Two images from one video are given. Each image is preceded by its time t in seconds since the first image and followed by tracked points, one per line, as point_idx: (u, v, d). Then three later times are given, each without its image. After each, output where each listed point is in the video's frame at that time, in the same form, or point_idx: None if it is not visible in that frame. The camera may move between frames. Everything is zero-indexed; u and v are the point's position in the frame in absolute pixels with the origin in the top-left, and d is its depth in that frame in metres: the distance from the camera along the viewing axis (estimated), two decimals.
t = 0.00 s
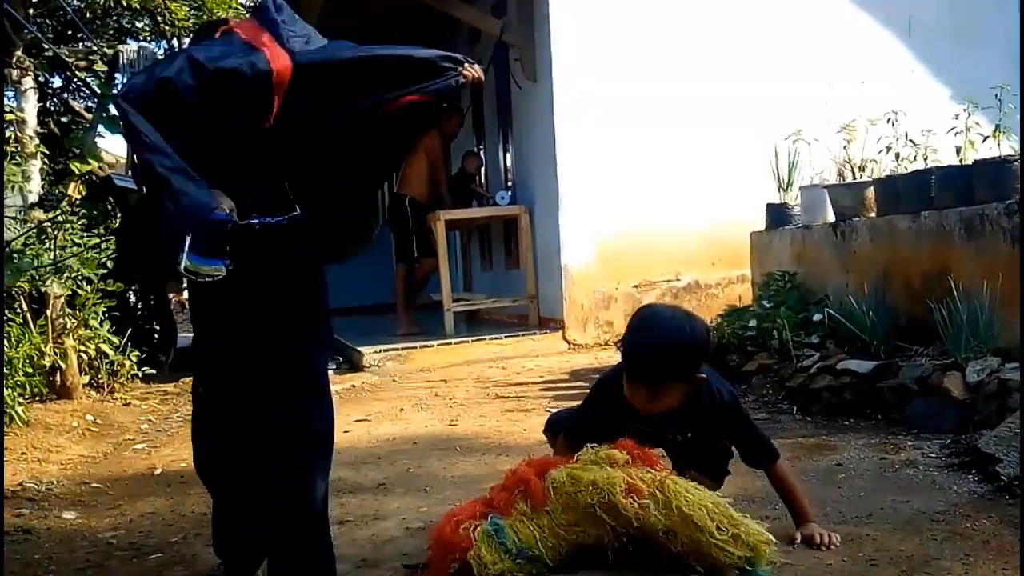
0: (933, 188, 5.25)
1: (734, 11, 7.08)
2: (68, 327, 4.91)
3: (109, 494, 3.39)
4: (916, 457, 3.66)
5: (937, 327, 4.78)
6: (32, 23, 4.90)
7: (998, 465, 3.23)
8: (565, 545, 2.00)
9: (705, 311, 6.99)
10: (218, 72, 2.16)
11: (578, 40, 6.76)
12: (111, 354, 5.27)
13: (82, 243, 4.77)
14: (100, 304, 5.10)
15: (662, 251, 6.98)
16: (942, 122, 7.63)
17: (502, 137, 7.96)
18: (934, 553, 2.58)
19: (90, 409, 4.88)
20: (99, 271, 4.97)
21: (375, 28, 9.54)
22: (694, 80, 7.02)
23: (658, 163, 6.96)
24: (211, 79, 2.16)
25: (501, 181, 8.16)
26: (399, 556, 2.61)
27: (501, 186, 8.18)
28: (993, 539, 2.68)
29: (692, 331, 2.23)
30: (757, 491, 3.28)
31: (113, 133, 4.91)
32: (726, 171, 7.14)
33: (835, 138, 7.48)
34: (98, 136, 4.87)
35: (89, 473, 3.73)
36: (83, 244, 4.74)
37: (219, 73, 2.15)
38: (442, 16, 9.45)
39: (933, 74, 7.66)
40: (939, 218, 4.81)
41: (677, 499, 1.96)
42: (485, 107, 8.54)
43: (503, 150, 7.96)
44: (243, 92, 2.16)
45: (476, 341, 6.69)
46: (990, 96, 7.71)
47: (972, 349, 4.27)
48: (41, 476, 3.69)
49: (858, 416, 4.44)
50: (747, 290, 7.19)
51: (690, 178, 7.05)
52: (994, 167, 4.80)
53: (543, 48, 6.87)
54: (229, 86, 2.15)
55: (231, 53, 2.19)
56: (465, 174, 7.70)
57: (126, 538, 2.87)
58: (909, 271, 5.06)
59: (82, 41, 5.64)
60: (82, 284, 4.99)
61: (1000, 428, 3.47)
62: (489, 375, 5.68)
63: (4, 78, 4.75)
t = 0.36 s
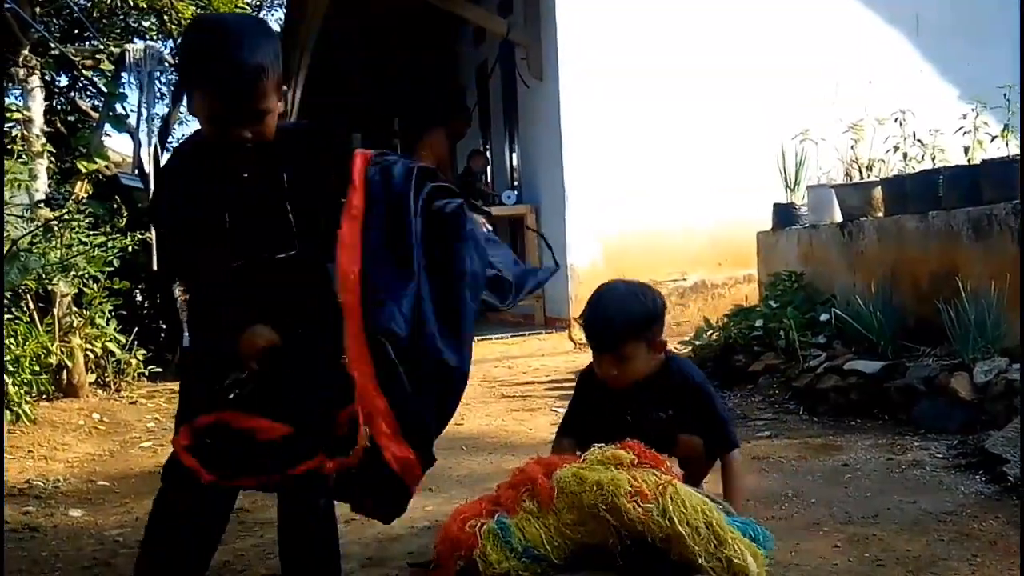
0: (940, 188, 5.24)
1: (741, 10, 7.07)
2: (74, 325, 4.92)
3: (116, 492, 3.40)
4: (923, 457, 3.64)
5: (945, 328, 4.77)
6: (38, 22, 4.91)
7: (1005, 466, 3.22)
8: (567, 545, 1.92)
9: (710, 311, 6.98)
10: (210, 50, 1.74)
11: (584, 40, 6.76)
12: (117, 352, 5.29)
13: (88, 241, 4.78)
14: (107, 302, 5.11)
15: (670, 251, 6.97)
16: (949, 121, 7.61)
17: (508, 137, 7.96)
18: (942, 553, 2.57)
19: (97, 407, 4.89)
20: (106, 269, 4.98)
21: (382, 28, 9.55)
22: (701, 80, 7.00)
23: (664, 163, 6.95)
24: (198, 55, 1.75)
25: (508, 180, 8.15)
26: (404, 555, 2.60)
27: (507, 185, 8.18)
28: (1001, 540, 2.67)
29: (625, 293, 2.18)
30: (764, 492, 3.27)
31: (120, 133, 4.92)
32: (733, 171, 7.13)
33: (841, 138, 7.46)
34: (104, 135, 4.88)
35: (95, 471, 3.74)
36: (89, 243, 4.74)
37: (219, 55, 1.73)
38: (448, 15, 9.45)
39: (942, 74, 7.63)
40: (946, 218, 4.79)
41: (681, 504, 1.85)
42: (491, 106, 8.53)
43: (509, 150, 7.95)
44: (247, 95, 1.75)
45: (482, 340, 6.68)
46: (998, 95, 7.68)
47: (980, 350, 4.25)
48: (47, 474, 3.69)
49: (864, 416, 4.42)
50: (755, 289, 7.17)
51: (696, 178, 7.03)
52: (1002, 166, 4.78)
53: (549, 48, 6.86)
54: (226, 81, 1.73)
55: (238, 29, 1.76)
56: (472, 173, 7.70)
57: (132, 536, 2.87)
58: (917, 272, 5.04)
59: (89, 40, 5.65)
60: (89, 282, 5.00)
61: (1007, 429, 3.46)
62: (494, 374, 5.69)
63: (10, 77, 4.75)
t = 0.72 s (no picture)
0: (951, 187, 5.23)
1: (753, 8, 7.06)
2: (88, 324, 4.97)
3: (130, 489, 3.45)
4: (932, 457, 3.65)
5: (955, 328, 4.77)
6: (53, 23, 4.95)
7: (1016, 466, 3.23)
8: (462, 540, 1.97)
9: (719, 310, 7.00)
10: (187, 53, 2.01)
11: (596, 39, 6.77)
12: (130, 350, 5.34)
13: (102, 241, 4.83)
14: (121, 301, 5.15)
15: (681, 250, 6.98)
16: (961, 121, 7.59)
17: (518, 136, 7.98)
18: (950, 553, 2.59)
19: (111, 405, 4.94)
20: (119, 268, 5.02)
21: (392, 28, 9.59)
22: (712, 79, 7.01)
23: (675, 162, 6.96)
24: (178, 57, 2.01)
25: (517, 179, 8.17)
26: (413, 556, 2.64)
27: (516, 185, 8.20)
28: (1010, 540, 2.68)
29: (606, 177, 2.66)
30: (772, 491, 3.29)
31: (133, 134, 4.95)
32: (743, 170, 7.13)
33: (852, 137, 7.45)
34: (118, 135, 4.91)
35: (110, 467, 3.79)
36: (104, 242, 4.79)
37: (195, 59, 2.00)
38: (457, 14, 9.48)
39: (954, 72, 7.61)
40: (956, 218, 4.80)
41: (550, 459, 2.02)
42: (501, 106, 8.56)
43: (519, 149, 7.98)
44: (223, 96, 2.01)
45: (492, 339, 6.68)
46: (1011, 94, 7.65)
47: (990, 350, 4.25)
48: (63, 471, 3.75)
49: (873, 416, 4.42)
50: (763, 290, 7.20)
51: (706, 177, 7.04)
52: (1013, 165, 4.77)
53: (560, 48, 6.88)
54: (199, 81, 1.98)
55: (216, 36, 2.03)
56: (482, 173, 7.73)
57: (145, 533, 2.92)
58: (927, 272, 5.04)
59: (103, 41, 5.69)
60: (102, 282, 5.05)
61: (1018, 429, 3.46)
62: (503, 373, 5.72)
63: (25, 77, 4.80)
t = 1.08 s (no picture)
0: (960, 187, 5.23)
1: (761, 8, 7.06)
2: (97, 322, 5.00)
3: (139, 486, 3.46)
4: (941, 458, 3.65)
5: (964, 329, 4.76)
6: (63, 23, 4.98)
7: None
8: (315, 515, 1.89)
9: (726, 310, 7.02)
10: (181, 51, 1.73)
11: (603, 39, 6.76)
12: (138, 348, 5.35)
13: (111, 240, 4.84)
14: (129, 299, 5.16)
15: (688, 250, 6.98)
16: (969, 121, 7.58)
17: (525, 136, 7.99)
18: (959, 555, 2.59)
19: (119, 403, 4.96)
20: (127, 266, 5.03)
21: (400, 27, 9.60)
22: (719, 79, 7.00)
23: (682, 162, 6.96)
24: (169, 58, 1.73)
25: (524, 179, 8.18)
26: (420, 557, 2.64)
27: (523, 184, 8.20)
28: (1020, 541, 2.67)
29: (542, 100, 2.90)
30: (779, 491, 3.29)
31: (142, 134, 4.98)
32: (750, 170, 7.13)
33: (860, 137, 7.44)
34: (127, 135, 4.94)
35: (119, 465, 3.80)
36: (112, 240, 4.80)
37: (191, 54, 1.72)
38: (464, 14, 9.48)
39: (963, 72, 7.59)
40: (966, 218, 4.79)
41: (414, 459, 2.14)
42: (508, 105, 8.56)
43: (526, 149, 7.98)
44: (222, 96, 1.73)
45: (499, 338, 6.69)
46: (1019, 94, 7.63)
47: (999, 351, 4.24)
48: (72, 469, 3.76)
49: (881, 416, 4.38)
50: (770, 289, 7.18)
51: (713, 177, 7.03)
52: None
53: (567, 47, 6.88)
54: (195, 78, 1.72)
55: (215, 30, 1.75)
56: (489, 172, 7.73)
57: (153, 530, 2.92)
58: (935, 272, 5.03)
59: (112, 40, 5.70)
60: (111, 280, 5.06)
61: None
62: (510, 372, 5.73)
63: (35, 77, 4.81)
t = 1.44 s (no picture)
0: (965, 187, 5.24)
1: (764, 7, 7.05)
2: (103, 324, 5.01)
3: (145, 487, 3.47)
4: (947, 458, 3.63)
5: (969, 328, 4.76)
6: (67, 24, 4.99)
7: None
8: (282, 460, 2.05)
9: (731, 310, 6.86)
10: (222, 28, 1.90)
11: (607, 39, 6.76)
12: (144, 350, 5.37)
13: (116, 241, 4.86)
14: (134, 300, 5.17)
15: (693, 250, 6.97)
16: (976, 120, 7.56)
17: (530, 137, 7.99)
18: (965, 554, 2.58)
19: (125, 404, 4.97)
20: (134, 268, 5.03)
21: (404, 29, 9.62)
22: (724, 80, 7.00)
23: (687, 162, 6.95)
24: (216, 31, 1.91)
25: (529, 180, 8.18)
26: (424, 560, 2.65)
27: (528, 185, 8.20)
28: None
29: (520, 76, 3.00)
30: (785, 491, 3.28)
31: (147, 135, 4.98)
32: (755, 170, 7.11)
33: (866, 136, 7.42)
34: (131, 136, 4.95)
35: (124, 466, 3.82)
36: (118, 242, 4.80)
37: (229, 33, 1.89)
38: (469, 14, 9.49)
39: (968, 71, 7.57)
40: (971, 217, 4.78)
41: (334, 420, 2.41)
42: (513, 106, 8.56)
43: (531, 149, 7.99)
44: (255, 70, 1.89)
45: (504, 338, 6.67)
46: None
47: (1004, 349, 4.24)
48: (77, 470, 3.77)
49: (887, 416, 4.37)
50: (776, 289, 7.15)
51: (719, 177, 7.03)
52: None
53: (570, 48, 6.89)
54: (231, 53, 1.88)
55: (255, 16, 1.92)
56: (494, 173, 7.74)
57: (159, 531, 2.94)
58: (940, 271, 5.04)
59: (117, 42, 5.72)
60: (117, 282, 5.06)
61: None
62: (516, 373, 5.73)
63: (40, 79, 4.83)
